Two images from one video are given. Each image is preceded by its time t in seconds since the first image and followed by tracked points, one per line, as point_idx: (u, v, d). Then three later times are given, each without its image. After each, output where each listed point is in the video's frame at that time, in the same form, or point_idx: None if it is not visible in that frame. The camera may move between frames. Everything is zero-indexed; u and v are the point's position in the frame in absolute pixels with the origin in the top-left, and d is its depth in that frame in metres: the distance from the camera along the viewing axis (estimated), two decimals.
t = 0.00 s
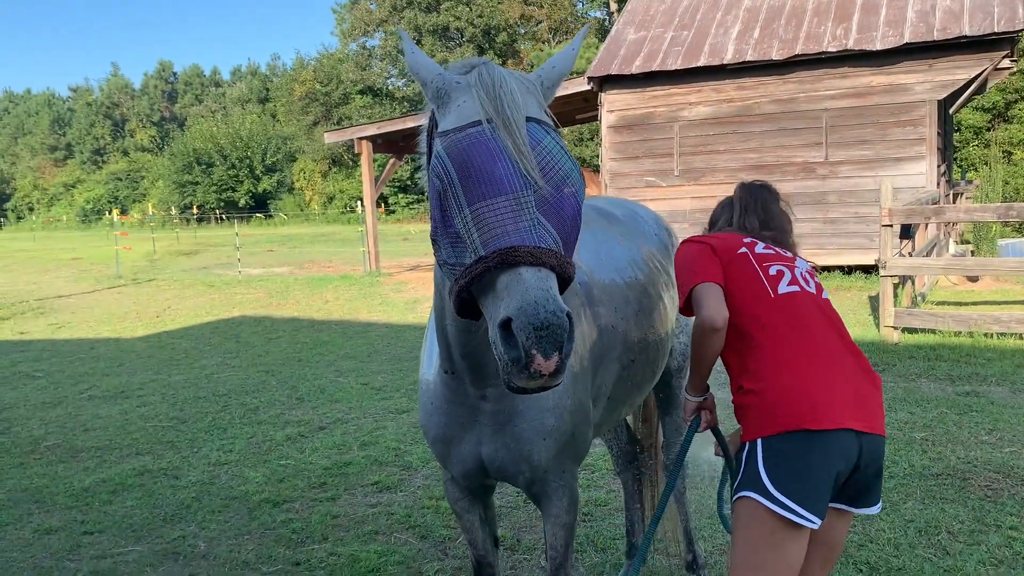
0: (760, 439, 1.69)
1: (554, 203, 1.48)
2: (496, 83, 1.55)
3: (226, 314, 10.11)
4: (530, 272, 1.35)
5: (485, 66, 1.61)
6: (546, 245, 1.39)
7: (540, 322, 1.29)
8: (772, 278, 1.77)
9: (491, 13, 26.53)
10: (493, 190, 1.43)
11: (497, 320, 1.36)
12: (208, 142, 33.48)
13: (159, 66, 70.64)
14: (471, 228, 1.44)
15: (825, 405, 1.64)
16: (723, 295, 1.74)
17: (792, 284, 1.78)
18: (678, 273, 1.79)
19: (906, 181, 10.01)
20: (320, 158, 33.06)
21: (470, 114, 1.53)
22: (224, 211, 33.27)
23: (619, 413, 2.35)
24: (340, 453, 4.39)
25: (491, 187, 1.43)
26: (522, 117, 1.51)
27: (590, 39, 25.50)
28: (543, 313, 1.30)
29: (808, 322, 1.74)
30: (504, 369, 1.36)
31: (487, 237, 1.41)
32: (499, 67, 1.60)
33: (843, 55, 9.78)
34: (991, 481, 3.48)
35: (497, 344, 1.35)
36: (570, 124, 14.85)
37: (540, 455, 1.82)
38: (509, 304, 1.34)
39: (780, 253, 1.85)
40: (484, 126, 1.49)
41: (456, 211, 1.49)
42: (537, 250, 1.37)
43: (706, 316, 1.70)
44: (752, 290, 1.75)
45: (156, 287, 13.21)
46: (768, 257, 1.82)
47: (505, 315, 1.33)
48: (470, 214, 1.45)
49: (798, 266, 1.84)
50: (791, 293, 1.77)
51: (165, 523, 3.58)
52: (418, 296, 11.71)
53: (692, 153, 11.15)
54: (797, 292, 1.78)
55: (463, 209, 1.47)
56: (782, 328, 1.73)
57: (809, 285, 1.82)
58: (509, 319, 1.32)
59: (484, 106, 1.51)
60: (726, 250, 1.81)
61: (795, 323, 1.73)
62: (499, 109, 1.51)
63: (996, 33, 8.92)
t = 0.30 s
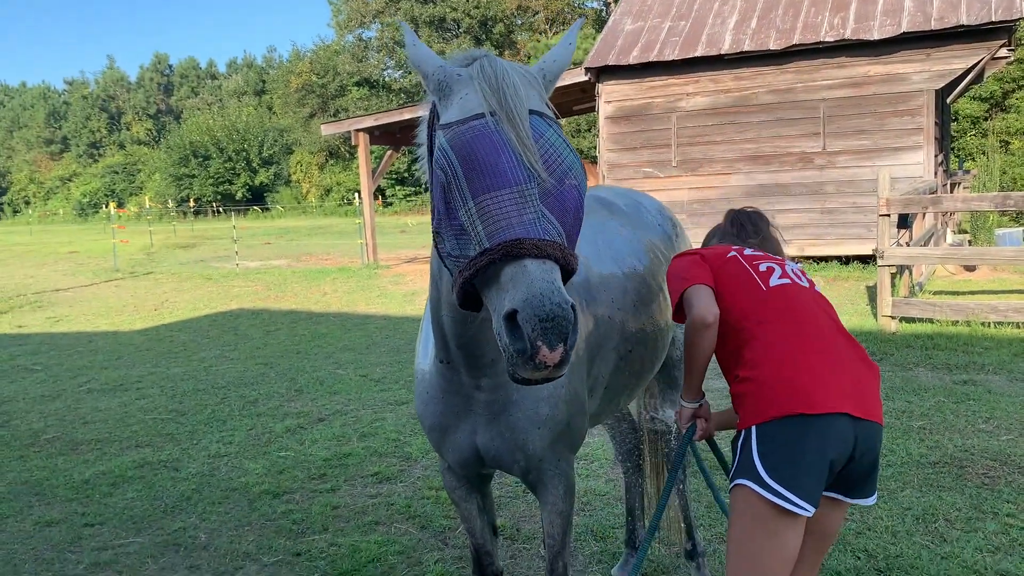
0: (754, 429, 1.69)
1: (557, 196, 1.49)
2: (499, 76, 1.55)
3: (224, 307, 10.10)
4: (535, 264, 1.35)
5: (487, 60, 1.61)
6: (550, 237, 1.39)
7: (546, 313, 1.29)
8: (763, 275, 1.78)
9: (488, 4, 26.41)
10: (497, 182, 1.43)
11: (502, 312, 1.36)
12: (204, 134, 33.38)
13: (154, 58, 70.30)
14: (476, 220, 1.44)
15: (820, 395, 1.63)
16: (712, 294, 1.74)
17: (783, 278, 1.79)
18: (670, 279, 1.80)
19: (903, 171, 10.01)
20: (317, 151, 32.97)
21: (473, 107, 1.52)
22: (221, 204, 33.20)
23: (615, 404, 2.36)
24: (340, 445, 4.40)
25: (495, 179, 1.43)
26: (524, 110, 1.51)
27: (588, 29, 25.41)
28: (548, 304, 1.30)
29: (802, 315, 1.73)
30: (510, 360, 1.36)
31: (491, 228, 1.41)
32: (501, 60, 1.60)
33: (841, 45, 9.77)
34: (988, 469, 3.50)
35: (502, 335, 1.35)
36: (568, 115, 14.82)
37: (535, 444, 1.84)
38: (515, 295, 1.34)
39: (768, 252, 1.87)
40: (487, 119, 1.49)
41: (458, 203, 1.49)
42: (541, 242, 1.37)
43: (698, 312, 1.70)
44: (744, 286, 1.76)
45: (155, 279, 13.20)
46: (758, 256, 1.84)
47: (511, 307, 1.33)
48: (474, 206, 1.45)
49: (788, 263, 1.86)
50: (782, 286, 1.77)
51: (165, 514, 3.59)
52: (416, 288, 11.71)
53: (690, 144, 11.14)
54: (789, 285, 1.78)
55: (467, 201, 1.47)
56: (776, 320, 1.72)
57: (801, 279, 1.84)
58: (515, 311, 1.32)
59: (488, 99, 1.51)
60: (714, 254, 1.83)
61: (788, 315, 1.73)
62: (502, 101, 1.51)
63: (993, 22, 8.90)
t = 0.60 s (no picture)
0: (746, 426, 1.70)
1: (558, 198, 1.49)
2: (500, 79, 1.55)
3: (222, 301, 10.10)
4: (537, 267, 1.36)
5: (487, 62, 1.61)
6: (552, 240, 1.40)
7: (549, 317, 1.30)
8: (769, 269, 1.77)
9: None
10: (498, 186, 1.43)
11: (505, 315, 1.37)
12: (201, 128, 33.28)
13: (151, 52, 70.04)
14: (477, 222, 1.45)
15: (816, 397, 1.64)
16: (716, 286, 1.73)
17: (789, 274, 1.78)
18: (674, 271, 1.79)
19: (901, 165, 10.02)
20: (314, 145, 32.87)
21: (473, 109, 1.52)
22: (218, 198, 33.12)
23: (613, 398, 2.37)
24: (338, 439, 4.41)
25: (496, 182, 1.43)
26: (525, 112, 1.51)
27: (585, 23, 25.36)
28: (552, 308, 1.31)
29: (805, 312, 1.72)
30: (513, 362, 1.37)
31: (492, 231, 1.42)
32: (500, 61, 1.60)
33: (838, 39, 9.76)
34: (985, 463, 3.51)
35: (505, 337, 1.35)
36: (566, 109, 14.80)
37: (531, 438, 1.84)
38: (517, 298, 1.34)
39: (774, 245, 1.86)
40: (488, 121, 1.49)
41: (459, 205, 1.49)
42: (543, 245, 1.38)
43: (702, 306, 1.70)
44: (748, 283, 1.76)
45: (152, 274, 13.19)
46: (764, 250, 1.83)
47: (514, 309, 1.34)
48: (475, 208, 1.45)
49: (792, 258, 1.86)
50: (788, 283, 1.76)
51: (164, 508, 3.59)
52: (414, 282, 11.70)
53: (688, 138, 11.13)
54: (794, 281, 1.77)
55: (468, 204, 1.47)
56: (779, 317, 1.71)
57: (807, 275, 1.82)
58: (519, 313, 1.33)
59: (488, 101, 1.51)
60: (718, 246, 1.82)
61: (793, 313, 1.72)
62: (503, 103, 1.51)
63: (990, 17, 8.90)
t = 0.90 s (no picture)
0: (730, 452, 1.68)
1: (557, 202, 1.49)
2: (501, 82, 1.55)
3: (222, 298, 10.10)
4: (535, 271, 1.36)
5: (488, 65, 1.61)
6: (551, 243, 1.40)
7: (546, 322, 1.30)
8: (766, 284, 1.72)
9: None
10: (498, 189, 1.43)
11: (503, 319, 1.37)
12: (200, 125, 33.25)
13: (151, 48, 69.96)
14: (477, 225, 1.45)
15: (801, 427, 1.60)
16: (711, 303, 1.69)
17: (788, 291, 1.73)
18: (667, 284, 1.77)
19: (901, 164, 10.02)
20: (314, 142, 32.83)
21: (474, 113, 1.53)
22: (218, 194, 33.10)
23: (613, 398, 2.38)
24: (339, 436, 4.42)
25: (495, 186, 1.43)
26: (525, 116, 1.51)
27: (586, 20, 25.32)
28: (549, 313, 1.31)
29: (800, 334, 1.68)
30: (510, 365, 1.37)
31: (492, 234, 1.42)
32: (501, 64, 1.61)
33: (839, 37, 9.75)
34: (984, 462, 3.52)
35: (503, 341, 1.36)
36: (566, 107, 14.80)
37: (532, 434, 1.85)
38: (515, 303, 1.35)
39: (779, 255, 1.80)
40: (488, 125, 1.50)
41: (459, 208, 1.49)
42: (542, 248, 1.38)
43: (693, 324, 1.66)
44: (744, 297, 1.72)
45: (152, 270, 13.19)
46: (766, 261, 1.78)
47: (511, 314, 1.35)
48: (475, 212, 1.45)
49: (797, 270, 1.79)
50: (785, 300, 1.71)
51: (165, 504, 3.60)
52: (414, 280, 11.70)
53: (688, 136, 11.13)
54: (793, 299, 1.72)
55: (468, 207, 1.47)
56: (774, 336, 1.68)
57: (810, 291, 1.76)
58: (516, 318, 1.33)
59: (488, 104, 1.51)
60: (717, 257, 1.77)
61: (788, 332, 1.68)
62: (504, 106, 1.51)
63: (991, 16, 8.89)
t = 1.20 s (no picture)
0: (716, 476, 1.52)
1: (557, 202, 1.50)
2: (501, 82, 1.56)
3: (224, 295, 10.12)
4: (534, 272, 1.37)
5: (488, 64, 1.61)
6: (550, 244, 1.40)
7: (543, 323, 1.31)
8: (771, 289, 1.50)
9: None
10: (498, 189, 1.43)
11: (502, 319, 1.38)
12: (202, 122, 33.29)
13: (152, 46, 69.98)
14: (476, 226, 1.45)
15: (793, 460, 1.42)
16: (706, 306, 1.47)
17: (791, 301, 1.50)
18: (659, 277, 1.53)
19: (902, 163, 10.02)
20: (315, 140, 32.85)
21: (474, 113, 1.54)
22: (219, 192, 33.14)
23: (615, 396, 2.39)
24: (340, 433, 4.42)
25: (495, 186, 1.44)
26: (525, 116, 1.52)
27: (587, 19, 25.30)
28: (546, 314, 1.32)
29: (800, 350, 1.47)
30: (510, 364, 1.38)
31: (491, 234, 1.42)
32: (501, 64, 1.61)
33: (841, 37, 9.75)
34: (985, 461, 3.52)
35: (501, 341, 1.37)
36: (567, 105, 14.79)
37: (533, 431, 1.86)
38: (514, 303, 1.36)
39: (791, 250, 1.55)
40: (488, 125, 1.50)
41: (458, 208, 1.50)
42: (541, 249, 1.38)
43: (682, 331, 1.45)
44: (743, 302, 1.51)
45: (153, 268, 13.20)
46: (773, 257, 1.53)
47: (509, 315, 1.35)
48: (475, 212, 1.45)
49: (809, 269, 1.55)
50: (789, 312, 1.49)
51: (167, 501, 3.61)
52: (415, 278, 11.71)
53: (690, 135, 11.13)
54: (796, 311, 1.50)
55: (468, 207, 1.48)
56: (771, 353, 1.48)
57: (818, 299, 1.53)
58: (515, 318, 1.34)
59: (488, 105, 1.52)
60: (719, 249, 1.52)
61: (789, 347, 1.47)
62: (504, 106, 1.52)
63: (993, 16, 8.88)
